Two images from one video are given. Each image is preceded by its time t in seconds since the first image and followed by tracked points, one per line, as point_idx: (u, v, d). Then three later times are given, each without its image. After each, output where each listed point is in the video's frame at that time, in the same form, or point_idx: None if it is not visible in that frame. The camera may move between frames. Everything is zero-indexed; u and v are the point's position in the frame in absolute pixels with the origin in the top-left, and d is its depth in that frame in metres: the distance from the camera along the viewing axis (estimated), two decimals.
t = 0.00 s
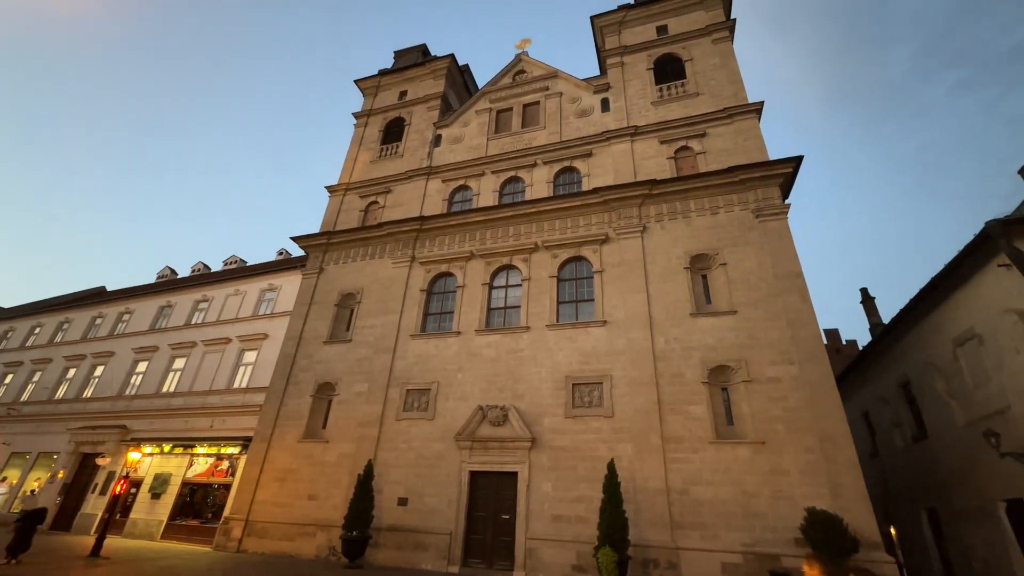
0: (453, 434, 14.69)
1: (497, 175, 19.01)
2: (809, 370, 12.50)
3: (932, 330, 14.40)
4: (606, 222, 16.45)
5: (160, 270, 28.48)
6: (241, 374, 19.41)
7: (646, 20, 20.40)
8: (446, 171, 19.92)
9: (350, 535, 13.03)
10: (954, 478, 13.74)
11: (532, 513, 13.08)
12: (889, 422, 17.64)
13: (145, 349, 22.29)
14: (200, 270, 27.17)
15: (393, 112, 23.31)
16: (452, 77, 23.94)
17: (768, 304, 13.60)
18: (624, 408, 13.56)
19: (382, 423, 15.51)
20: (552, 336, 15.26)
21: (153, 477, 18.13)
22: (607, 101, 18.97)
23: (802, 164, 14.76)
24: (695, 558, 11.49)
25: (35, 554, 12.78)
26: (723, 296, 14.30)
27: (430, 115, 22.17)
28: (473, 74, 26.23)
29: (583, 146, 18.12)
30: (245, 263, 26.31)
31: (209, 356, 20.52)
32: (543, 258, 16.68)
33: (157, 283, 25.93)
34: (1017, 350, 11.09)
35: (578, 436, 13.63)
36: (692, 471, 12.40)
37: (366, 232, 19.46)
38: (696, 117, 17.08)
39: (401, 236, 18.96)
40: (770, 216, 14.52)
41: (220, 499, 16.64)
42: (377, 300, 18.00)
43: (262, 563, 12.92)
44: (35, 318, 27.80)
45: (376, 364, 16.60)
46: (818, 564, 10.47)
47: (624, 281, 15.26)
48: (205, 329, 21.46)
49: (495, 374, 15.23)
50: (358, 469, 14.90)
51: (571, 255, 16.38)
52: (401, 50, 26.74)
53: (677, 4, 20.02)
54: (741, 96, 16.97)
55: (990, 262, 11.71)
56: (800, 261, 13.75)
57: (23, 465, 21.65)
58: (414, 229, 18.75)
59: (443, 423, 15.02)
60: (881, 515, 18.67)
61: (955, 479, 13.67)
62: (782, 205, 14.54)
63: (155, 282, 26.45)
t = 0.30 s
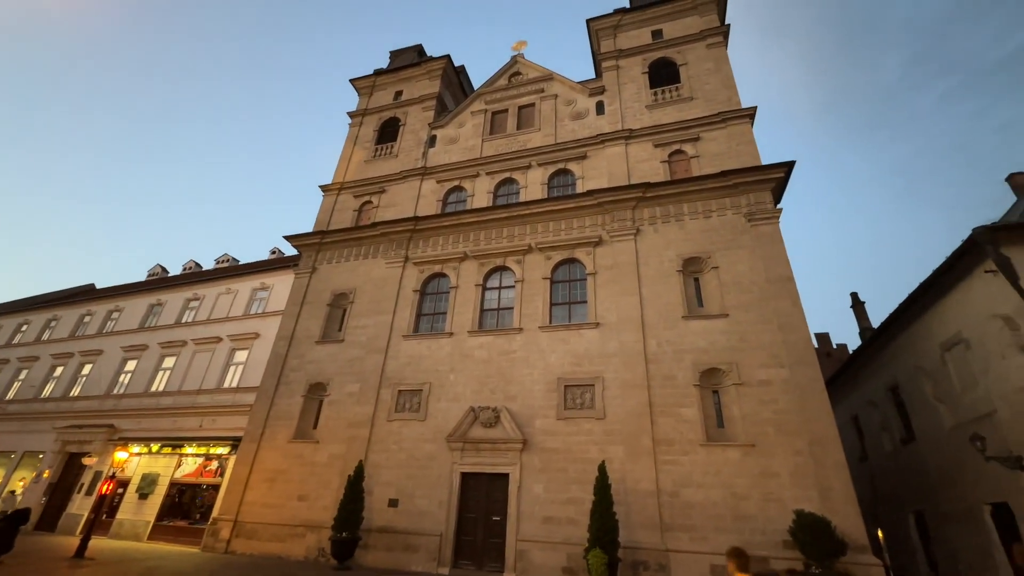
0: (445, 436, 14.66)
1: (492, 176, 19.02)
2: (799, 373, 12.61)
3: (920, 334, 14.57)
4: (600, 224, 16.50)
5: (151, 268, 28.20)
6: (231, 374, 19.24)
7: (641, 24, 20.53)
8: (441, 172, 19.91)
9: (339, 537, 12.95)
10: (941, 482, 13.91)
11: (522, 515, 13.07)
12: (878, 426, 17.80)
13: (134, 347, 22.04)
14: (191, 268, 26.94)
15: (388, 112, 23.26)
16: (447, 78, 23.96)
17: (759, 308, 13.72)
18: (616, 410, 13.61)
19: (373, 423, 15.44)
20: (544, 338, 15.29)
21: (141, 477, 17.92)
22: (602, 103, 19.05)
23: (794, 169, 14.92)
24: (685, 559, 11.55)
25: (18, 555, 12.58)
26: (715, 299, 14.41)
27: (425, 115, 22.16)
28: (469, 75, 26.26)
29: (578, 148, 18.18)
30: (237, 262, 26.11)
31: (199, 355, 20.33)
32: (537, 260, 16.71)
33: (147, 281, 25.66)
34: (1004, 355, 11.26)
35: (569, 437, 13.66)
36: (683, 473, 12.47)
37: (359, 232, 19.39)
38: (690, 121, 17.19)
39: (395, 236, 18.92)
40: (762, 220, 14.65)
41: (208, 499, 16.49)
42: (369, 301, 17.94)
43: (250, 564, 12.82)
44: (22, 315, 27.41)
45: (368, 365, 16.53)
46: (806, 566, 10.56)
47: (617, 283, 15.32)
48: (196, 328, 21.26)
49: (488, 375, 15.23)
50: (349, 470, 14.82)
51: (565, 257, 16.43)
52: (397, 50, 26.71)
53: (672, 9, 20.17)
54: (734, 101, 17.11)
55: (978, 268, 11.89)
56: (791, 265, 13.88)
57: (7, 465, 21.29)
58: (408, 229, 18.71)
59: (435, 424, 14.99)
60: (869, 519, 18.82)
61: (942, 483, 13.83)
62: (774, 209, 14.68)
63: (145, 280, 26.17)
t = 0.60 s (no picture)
0: (434, 435, 14.63)
1: (484, 176, 19.02)
2: (786, 375, 12.76)
3: (904, 337, 14.84)
4: (591, 225, 16.56)
5: (138, 264, 27.81)
6: (218, 372, 19.02)
7: (634, 27, 20.64)
8: (433, 171, 19.86)
9: (326, 537, 12.87)
10: (922, 482, 14.17)
11: (511, 514, 13.09)
12: (862, 427, 18.09)
13: (119, 344, 21.70)
14: (178, 265, 26.60)
15: (380, 110, 23.14)
16: (440, 77, 23.90)
17: (747, 310, 13.87)
18: (605, 411, 13.68)
19: (362, 423, 15.37)
20: (534, 338, 15.32)
21: (124, 476, 17.65)
22: (594, 105, 19.13)
23: (782, 173, 15.09)
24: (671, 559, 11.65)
25: None
26: (704, 301, 14.53)
27: (418, 114, 22.09)
28: (462, 74, 26.22)
29: (570, 149, 18.24)
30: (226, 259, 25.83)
31: (185, 353, 20.08)
32: (528, 260, 16.73)
33: (133, 277, 25.28)
34: (984, 357, 11.50)
35: (558, 437, 13.70)
36: (670, 474, 12.57)
37: (350, 230, 19.28)
38: (681, 124, 17.31)
39: (386, 235, 18.83)
40: (751, 223, 14.81)
41: (193, 499, 16.30)
42: (359, 299, 17.84)
43: (235, 564, 12.69)
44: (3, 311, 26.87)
45: (357, 363, 16.44)
46: (790, 565, 10.70)
47: (607, 284, 15.40)
48: (182, 325, 20.98)
49: (477, 375, 15.22)
50: (336, 469, 14.73)
51: (555, 257, 16.47)
52: (390, 48, 26.59)
53: (665, 12, 20.31)
54: (725, 105, 17.27)
55: (961, 272, 12.13)
56: (779, 268, 14.04)
57: None
58: (399, 228, 18.64)
59: (424, 423, 14.95)
60: (852, 518, 19.12)
61: (923, 483, 14.10)
62: (763, 212, 14.84)
63: (131, 277, 25.79)
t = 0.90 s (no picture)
0: (424, 434, 14.61)
1: (477, 174, 18.99)
2: (773, 376, 12.91)
3: (889, 340, 15.08)
4: (584, 225, 16.61)
5: (125, 259, 27.43)
6: (206, 369, 18.82)
7: (629, 28, 20.71)
8: (426, 168, 19.79)
9: (314, 535, 12.80)
10: (905, 483, 14.41)
11: (500, 513, 13.11)
12: (848, 428, 18.36)
13: (105, 340, 21.39)
14: (167, 260, 26.27)
15: (374, 107, 23.02)
16: (435, 74, 23.82)
17: (736, 311, 14.00)
18: (595, 410, 13.74)
19: (351, 421, 15.30)
20: (526, 337, 15.35)
21: (109, 474, 17.41)
22: (588, 105, 19.18)
23: (772, 176, 15.25)
24: (658, 558, 11.74)
25: None
26: (694, 302, 14.65)
27: (411, 111, 22.00)
28: (456, 72, 26.14)
29: (563, 149, 18.27)
30: (216, 255, 25.56)
31: (173, 349, 19.84)
32: (520, 259, 16.75)
33: (120, 272, 24.92)
34: (966, 360, 11.72)
35: (548, 436, 13.75)
36: (659, 473, 12.66)
37: (341, 227, 19.15)
38: (674, 126, 17.41)
39: (378, 232, 18.75)
40: (741, 226, 14.94)
41: (180, 496, 16.13)
42: (350, 297, 17.74)
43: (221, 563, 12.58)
44: None
45: (347, 361, 16.36)
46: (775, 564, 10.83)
47: (599, 284, 15.46)
48: (170, 321, 20.73)
49: (468, 373, 15.23)
50: (325, 467, 14.65)
51: (548, 257, 16.50)
52: (384, 44, 26.46)
53: (659, 14, 20.40)
54: (717, 108, 17.40)
55: (945, 276, 12.36)
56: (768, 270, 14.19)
57: None
58: (391, 226, 18.56)
59: (414, 422, 14.92)
60: (837, 518, 19.40)
61: (906, 484, 14.34)
62: (753, 215, 14.99)
63: (118, 272, 25.42)
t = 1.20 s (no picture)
0: (409, 432, 14.55)
1: (467, 172, 18.94)
2: (757, 377, 13.10)
3: (870, 343, 15.37)
4: (573, 226, 16.66)
5: (106, 251, 26.87)
6: (188, 364, 18.51)
7: (621, 30, 20.80)
8: (416, 165, 19.68)
9: (297, 533, 12.68)
10: (883, 483, 14.73)
11: (485, 511, 13.12)
12: (828, 429, 18.68)
13: (84, 334, 20.93)
14: (149, 253, 25.79)
15: (364, 102, 22.82)
16: (426, 71, 23.68)
17: (721, 313, 14.17)
18: (581, 410, 13.82)
19: (337, 418, 15.17)
20: (513, 336, 15.36)
21: (86, 470, 17.06)
22: (579, 105, 19.24)
23: (759, 181, 15.45)
24: (641, 556, 11.85)
25: None
26: (681, 303, 14.79)
27: (402, 107, 21.86)
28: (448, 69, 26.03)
29: (554, 149, 18.31)
30: (200, 248, 25.15)
31: (154, 344, 19.49)
32: (509, 258, 16.75)
33: (101, 265, 24.39)
34: (942, 364, 12.03)
35: (534, 435, 13.79)
36: (643, 472, 12.78)
37: (329, 223, 18.97)
38: (663, 129, 17.54)
39: (366, 229, 18.60)
40: (728, 228, 15.11)
41: (160, 494, 15.86)
42: (337, 293, 17.59)
43: (201, 561, 12.40)
44: None
45: (333, 358, 16.22)
46: (755, 563, 11.00)
47: (587, 285, 15.53)
48: (152, 315, 20.35)
49: (455, 372, 15.21)
50: (309, 465, 14.52)
51: (537, 256, 16.53)
52: (376, 39, 26.24)
53: (651, 17, 20.52)
54: (707, 111, 17.56)
55: (924, 282, 12.67)
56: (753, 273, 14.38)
57: None
58: (380, 222, 18.43)
59: (400, 420, 14.85)
60: (817, 518, 19.73)
61: (884, 485, 14.64)
62: (740, 218, 15.17)
63: (98, 264, 24.87)
